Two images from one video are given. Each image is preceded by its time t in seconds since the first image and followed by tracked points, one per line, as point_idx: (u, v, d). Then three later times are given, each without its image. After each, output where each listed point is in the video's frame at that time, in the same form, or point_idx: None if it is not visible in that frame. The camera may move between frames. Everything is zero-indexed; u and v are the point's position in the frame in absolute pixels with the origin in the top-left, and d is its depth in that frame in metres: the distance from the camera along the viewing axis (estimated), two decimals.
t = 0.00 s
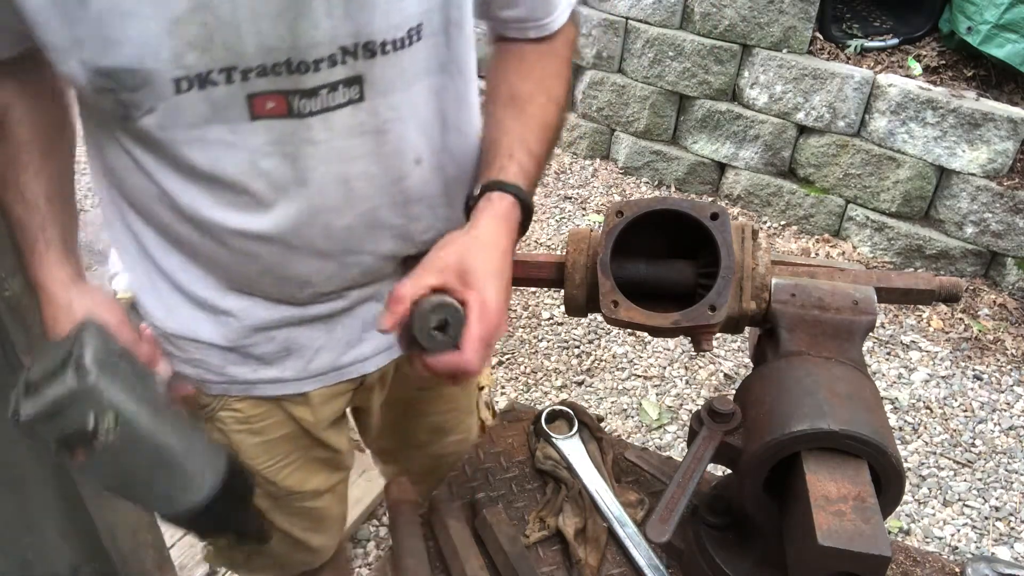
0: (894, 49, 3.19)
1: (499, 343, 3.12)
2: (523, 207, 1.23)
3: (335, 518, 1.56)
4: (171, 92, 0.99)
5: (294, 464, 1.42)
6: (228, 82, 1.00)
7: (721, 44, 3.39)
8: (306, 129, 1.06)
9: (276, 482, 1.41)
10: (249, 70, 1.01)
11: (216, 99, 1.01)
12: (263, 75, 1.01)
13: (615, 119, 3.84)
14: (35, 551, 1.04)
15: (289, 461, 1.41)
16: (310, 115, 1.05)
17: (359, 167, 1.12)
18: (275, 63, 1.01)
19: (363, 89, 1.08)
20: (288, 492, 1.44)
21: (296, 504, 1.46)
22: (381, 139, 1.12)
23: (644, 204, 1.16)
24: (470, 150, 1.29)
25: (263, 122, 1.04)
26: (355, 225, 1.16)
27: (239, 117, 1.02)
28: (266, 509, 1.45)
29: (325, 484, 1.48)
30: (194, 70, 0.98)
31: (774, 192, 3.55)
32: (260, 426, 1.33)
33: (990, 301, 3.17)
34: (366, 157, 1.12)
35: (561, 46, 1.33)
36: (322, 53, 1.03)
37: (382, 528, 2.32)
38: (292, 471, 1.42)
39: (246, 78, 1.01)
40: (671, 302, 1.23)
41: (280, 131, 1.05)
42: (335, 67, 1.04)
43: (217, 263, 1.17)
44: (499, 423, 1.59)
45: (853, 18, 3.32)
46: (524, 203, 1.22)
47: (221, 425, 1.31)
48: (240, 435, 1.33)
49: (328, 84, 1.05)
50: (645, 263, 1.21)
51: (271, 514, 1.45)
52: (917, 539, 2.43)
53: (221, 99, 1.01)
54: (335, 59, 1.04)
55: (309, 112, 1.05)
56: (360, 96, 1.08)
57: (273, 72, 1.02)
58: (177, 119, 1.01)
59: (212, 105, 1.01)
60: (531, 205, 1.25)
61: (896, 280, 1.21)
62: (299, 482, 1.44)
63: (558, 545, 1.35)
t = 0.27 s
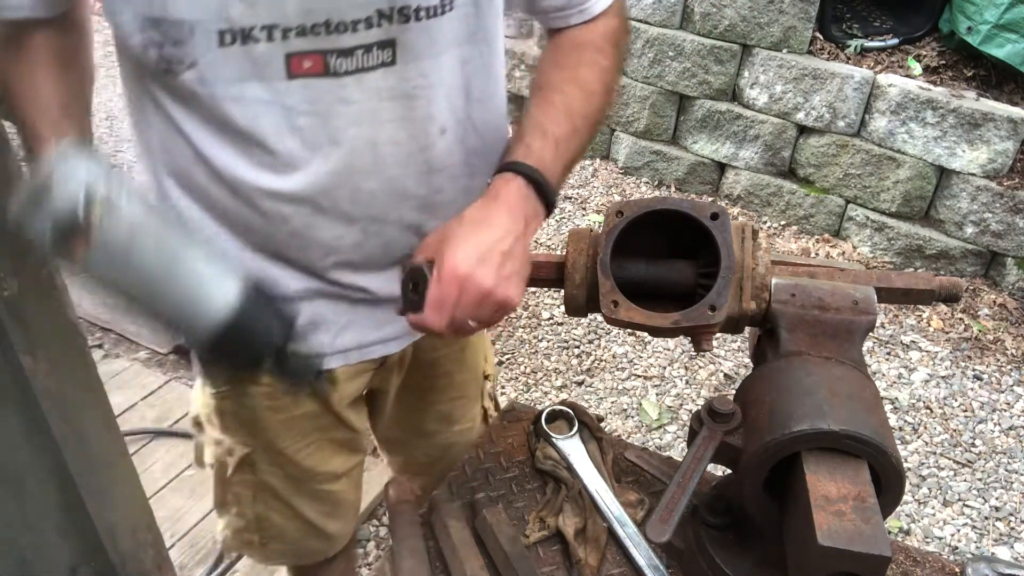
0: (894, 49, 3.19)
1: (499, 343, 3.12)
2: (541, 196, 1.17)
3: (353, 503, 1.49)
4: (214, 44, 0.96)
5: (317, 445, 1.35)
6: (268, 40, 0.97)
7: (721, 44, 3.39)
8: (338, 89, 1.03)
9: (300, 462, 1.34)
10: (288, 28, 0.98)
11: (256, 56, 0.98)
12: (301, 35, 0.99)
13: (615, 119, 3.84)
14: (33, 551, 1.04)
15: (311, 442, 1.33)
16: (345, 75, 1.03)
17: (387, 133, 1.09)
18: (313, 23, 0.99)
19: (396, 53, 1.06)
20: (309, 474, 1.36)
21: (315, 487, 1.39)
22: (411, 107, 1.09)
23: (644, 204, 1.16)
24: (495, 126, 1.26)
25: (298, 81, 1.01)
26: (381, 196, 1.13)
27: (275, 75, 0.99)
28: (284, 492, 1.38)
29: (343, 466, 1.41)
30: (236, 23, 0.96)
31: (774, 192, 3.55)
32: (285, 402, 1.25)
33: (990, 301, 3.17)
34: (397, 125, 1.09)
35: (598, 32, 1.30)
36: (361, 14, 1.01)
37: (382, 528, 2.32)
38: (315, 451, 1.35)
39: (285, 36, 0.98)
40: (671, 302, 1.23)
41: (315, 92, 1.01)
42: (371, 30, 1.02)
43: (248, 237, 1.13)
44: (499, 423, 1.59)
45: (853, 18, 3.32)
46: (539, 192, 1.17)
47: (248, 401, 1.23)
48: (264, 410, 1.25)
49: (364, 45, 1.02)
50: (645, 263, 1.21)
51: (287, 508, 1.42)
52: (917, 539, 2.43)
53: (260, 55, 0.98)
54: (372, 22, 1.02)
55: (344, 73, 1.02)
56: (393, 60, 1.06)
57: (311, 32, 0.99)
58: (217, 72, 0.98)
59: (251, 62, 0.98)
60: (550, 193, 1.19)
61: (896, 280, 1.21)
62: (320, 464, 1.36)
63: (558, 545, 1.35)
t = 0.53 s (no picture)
0: (894, 49, 3.19)
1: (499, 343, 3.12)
2: (558, 174, 1.17)
3: (365, 490, 1.60)
4: (241, 7, 1.06)
5: (332, 424, 1.49)
6: (293, 5, 1.08)
7: (721, 44, 3.39)
8: (358, 54, 1.13)
9: (315, 443, 1.47)
10: None
11: (281, 20, 1.08)
12: (324, 2, 1.09)
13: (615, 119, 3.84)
14: (36, 549, 1.18)
15: (325, 422, 1.48)
16: (363, 40, 1.13)
17: (404, 102, 1.19)
18: None
19: (414, 22, 1.16)
20: (324, 456, 1.49)
21: (329, 470, 1.51)
22: (426, 75, 1.19)
23: (644, 204, 1.16)
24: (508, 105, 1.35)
25: (320, 47, 1.11)
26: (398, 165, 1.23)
27: (298, 39, 1.10)
28: (301, 475, 1.50)
29: (358, 450, 1.55)
30: None
31: (774, 192, 3.54)
32: (304, 380, 1.42)
33: (990, 301, 3.17)
34: (412, 90, 1.19)
35: (620, 18, 1.35)
36: None
37: (383, 528, 2.32)
38: (329, 433, 1.49)
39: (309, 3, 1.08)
40: (671, 302, 1.23)
41: (336, 57, 1.12)
42: None
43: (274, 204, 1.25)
44: (499, 423, 1.59)
45: (853, 18, 3.33)
46: (556, 168, 1.16)
47: (270, 378, 1.40)
48: (285, 389, 1.41)
49: (381, 13, 1.13)
50: (645, 263, 1.21)
51: (304, 493, 1.53)
52: (917, 539, 2.43)
53: (285, 19, 1.08)
54: None
55: (363, 37, 1.12)
56: (412, 29, 1.16)
57: None
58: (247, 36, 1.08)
59: (277, 24, 1.08)
60: (567, 168, 1.17)
61: (896, 280, 1.21)
62: (335, 446, 1.50)
63: (558, 545, 1.35)
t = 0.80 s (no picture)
0: (894, 49, 3.19)
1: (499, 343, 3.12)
2: (581, 151, 1.16)
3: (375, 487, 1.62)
4: None
5: (341, 419, 1.51)
6: None
7: (721, 44, 3.39)
8: (369, 41, 1.19)
9: (325, 438, 1.49)
10: None
11: (294, 7, 1.14)
12: None
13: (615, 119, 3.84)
14: (43, 552, 1.23)
15: (334, 417, 1.49)
16: (374, 27, 1.18)
17: (414, 90, 1.25)
18: None
19: (423, 10, 1.21)
20: (333, 451, 1.51)
21: (338, 465, 1.53)
22: (435, 62, 1.25)
23: (644, 204, 1.16)
24: (520, 98, 1.38)
25: (332, 34, 1.17)
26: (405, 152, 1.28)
27: (311, 26, 1.16)
28: (310, 470, 1.52)
29: (367, 447, 1.56)
30: None
31: (774, 192, 3.54)
32: (314, 374, 1.43)
33: (990, 301, 3.17)
34: (421, 77, 1.25)
35: None
36: None
37: (383, 528, 2.32)
38: (338, 428, 1.51)
39: None
40: (671, 302, 1.23)
41: (346, 44, 1.18)
42: None
43: (285, 193, 1.29)
44: (499, 423, 1.59)
45: (853, 18, 3.33)
46: (577, 144, 1.15)
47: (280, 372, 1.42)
48: (295, 382, 1.43)
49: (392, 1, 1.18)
50: (645, 263, 1.21)
51: (314, 489, 1.54)
52: (917, 539, 2.43)
53: (297, 8, 1.14)
54: None
55: (373, 25, 1.18)
56: (420, 17, 1.21)
57: None
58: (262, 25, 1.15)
59: (290, 12, 1.14)
60: (588, 144, 1.16)
61: (896, 280, 1.21)
62: (344, 441, 1.52)
63: (559, 545, 1.35)
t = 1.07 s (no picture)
0: (894, 49, 3.20)
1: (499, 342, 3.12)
2: (597, 124, 1.15)
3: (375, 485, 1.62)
4: None
5: (341, 419, 1.51)
6: None
7: (721, 44, 3.39)
8: (367, 39, 1.20)
9: (327, 437, 1.49)
10: None
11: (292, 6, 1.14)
12: None
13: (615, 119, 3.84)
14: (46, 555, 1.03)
15: (335, 416, 1.49)
16: (373, 24, 1.19)
17: (414, 88, 1.25)
18: None
19: (422, 7, 1.21)
20: (335, 450, 1.51)
21: (340, 464, 1.53)
22: (435, 59, 1.25)
23: (644, 204, 1.16)
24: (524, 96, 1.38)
25: (331, 32, 1.18)
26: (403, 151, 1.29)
27: (310, 24, 1.16)
28: (311, 470, 1.52)
29: (368, 446, 1.56)
30: None
31: (774, 192, 3.54)
32: (315, 373, 1.43)
33: (990, 301, 3.17)
34: (420, 75, 1.25)
35: None
36: None
37: (383, 528, 2.32)
38: (340, 427, 1.51)
39: None
40: (671, 302, 1.23)
41: (345, 42, 1.19)
42: None
43: (287, 191, 1.29)
44: (498, 423, 1.59)
45: (853, 18, 3.33)
46: (591, 116, 1.14)
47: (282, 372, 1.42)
48: (296, 382, 1.43)
49: None
50: (646, 262, 1.21)
51: (316, 488, 1.54)
52: (917, 539, 2.43)
53: (296, 5, 1.15)
54: None
55: (372, 23, 1.18)
56: (419, 14, 1.21)
57: None
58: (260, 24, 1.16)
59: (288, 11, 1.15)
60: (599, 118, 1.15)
61: (896, 280, 1.21)
62: (345, 440, 1.52)
63: (559, 545, 1.35)
